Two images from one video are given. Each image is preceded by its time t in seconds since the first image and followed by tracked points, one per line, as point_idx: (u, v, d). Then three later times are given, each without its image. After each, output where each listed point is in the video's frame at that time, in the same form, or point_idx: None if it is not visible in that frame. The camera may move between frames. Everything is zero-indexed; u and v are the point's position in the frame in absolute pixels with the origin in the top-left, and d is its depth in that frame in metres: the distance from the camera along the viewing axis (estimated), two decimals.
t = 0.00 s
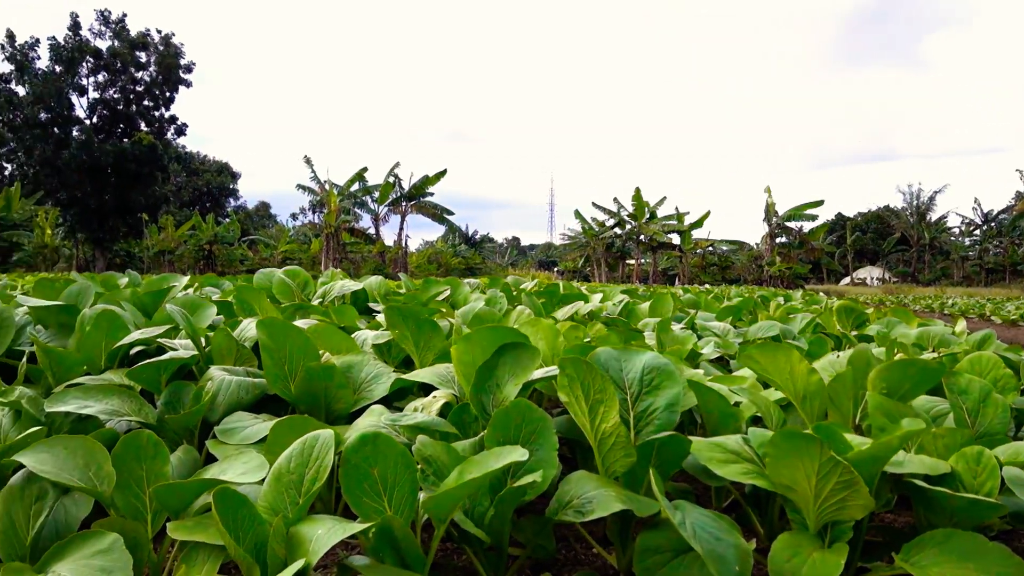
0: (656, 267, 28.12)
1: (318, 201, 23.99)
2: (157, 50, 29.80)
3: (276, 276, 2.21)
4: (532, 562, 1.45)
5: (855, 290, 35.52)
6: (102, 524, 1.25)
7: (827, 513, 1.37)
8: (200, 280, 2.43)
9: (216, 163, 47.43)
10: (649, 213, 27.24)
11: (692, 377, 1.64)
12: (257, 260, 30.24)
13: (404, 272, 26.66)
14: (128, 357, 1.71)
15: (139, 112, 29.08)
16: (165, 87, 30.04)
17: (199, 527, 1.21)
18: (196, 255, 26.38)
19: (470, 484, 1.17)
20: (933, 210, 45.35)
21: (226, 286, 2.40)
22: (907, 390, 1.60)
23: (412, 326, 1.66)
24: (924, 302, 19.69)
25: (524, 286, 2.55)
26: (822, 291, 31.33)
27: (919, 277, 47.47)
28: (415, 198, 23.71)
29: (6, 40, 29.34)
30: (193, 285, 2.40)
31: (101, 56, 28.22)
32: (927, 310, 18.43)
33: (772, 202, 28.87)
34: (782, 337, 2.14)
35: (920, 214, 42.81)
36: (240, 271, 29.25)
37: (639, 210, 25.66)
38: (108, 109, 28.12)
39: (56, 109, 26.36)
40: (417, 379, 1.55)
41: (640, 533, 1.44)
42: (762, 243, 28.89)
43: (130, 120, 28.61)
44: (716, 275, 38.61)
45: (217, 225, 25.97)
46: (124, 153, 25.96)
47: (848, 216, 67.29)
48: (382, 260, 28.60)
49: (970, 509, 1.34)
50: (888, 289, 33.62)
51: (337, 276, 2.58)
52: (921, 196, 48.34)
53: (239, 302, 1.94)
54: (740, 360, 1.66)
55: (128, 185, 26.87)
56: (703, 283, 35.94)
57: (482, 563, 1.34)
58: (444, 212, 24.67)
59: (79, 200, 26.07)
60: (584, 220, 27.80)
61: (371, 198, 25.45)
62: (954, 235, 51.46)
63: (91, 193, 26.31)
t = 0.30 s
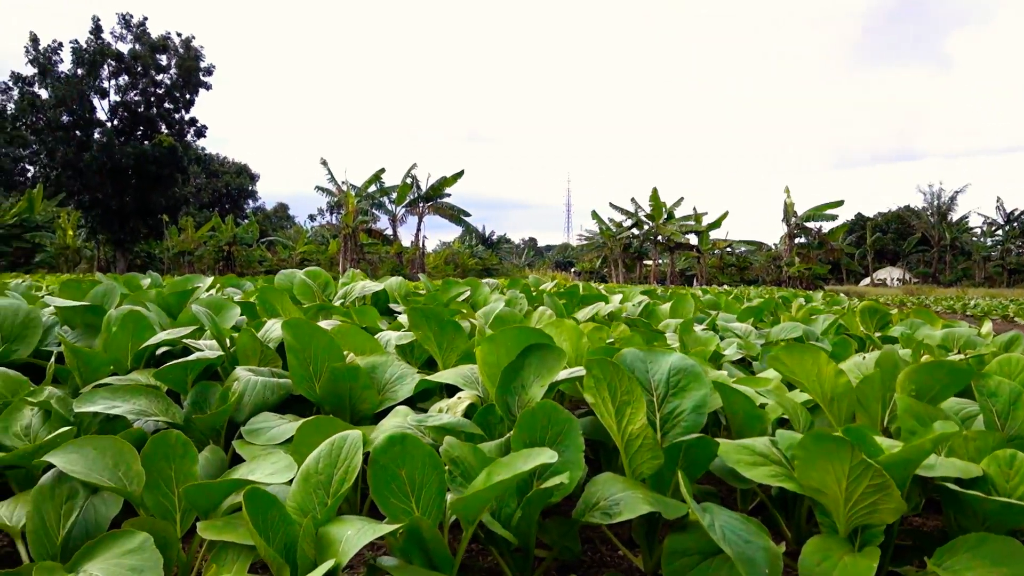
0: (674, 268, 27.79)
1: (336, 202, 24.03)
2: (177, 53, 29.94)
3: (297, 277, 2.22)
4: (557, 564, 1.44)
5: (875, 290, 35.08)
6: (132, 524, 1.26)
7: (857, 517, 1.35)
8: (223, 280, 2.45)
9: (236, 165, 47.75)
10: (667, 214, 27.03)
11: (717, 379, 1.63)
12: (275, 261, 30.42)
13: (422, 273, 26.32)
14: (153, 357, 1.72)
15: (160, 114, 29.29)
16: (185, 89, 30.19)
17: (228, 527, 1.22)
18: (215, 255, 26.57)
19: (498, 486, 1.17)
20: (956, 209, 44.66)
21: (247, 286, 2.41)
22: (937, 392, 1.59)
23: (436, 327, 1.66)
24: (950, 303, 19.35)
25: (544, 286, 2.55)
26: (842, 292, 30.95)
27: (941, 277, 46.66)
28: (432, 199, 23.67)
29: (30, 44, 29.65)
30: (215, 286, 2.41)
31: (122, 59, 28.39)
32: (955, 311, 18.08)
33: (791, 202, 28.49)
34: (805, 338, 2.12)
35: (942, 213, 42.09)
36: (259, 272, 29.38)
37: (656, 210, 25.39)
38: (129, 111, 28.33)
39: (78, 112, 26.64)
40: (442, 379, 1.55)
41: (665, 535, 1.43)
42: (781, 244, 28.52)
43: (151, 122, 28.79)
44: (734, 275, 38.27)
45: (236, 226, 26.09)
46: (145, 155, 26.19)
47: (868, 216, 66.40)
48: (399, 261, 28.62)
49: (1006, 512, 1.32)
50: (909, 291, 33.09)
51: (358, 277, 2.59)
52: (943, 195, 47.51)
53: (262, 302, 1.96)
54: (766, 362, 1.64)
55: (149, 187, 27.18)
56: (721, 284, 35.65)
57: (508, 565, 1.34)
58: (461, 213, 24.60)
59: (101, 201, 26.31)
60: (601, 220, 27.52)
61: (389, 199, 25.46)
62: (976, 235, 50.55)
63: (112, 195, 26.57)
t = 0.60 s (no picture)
0: (694, 268, 27.41)
1: (355, 203, 24.04)
2: (199, 55, 30.06)
3: (320, 277, 2.23)
4: (586, 566, 1.43)
5: (897, 290, 34.58)
6: (166, 522, 1.27)
7: (891, 520, 1.33)
8: (246, 281, 2.47)
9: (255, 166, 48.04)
10: (686, 214, 26.79)
11: (744, 380, 1.62)
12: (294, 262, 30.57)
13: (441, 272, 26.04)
14: (181, 357, 1.74)
15: (181, 116, 29.44)
16: (207, 91, 30.36)
17: (260, 527, 1.23)
18: (236, 256, 26.77)
19: (530, 487, 1.17)
20: (979, 208, 43.89)
21: (271, 287, 2.43)
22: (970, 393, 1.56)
23: (461, 328, 1.66)
24: (981, 304, 18.96)
25: (565, 286, 2.55)
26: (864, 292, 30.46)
27: (965, 277, 45.87)
28: (451, 200, 23.63)
29: (54, 47, 29.93)
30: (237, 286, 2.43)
31: (145, 61, 28.55)
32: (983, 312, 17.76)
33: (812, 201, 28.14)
34: (830, 339, 2.10)
35: (965, 213, 41.39)
36: (278, 273, 29.50)
37: (674, 210, 25.05)
38: (151, 113, 28.48)
39: (101, 114, 26.89)
40: (469, 379, 1.55)
41: (696, 537, 1.42)
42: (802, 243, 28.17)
43: (173, 124, 28.96)
44: (754, 276, 37.84)
45: (256, 226, 26.17)
46: (166, 156, 26.30)
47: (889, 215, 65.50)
48: (418, 261, 28.53)
49: None
50: (932, 291, 32.59)
51: (379, 278, 2.60)
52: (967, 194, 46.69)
53: (287, 303, 1.97)
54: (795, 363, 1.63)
55: (170, 187, 27.21)
56: (741, 284, 35.31)
57: (538, 565, 1.33)
58: (480, 214, 24.53)
59: (124, 202, 26.43)
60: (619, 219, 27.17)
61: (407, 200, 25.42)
62: (1001, 235, 49.65)
63: (135, 196, 26.65)
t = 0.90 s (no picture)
0: (711, 268, 27.09)
1: (371, 203, 24.02)
2: (218, 57, 30.21)
3: (340, 277, 2.23)
4: (612, 568, 1.43)
5: (917, 290, 34.18)
6: (197, 523, 1.28)
7: (923, 526, 1.32)
8: (268, 281, 2.48)
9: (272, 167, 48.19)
10: (704, 213, 26.57)
11: (772, 381, 1.61)
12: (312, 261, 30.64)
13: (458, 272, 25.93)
14: (207, 358, 1.75)
15: (201, 117, 29.50)
16: (225, 92, 30.48)
17: (291, 529, 1.24)
18: (254, 256, 26.88)
19: (561, 491, 1.16)
20: (1002, 206, 43.14)
21: (293, 287, 2.44)
22: (1002, 395, 1.55)
23: (486, 329, 1.66)
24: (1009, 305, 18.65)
25: (585, 286, 2.54)
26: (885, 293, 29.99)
27: (986, 277, 45.19)
28: (468, 200, 23.60)
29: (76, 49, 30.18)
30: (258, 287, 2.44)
31: (165, 62, 28.65)
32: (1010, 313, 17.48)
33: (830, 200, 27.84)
34: (853, 340, 2.09)
35: (987, 211, 40.78)
36: (296, 272, 29.57)
37: (692, 209, 24.76)
38: (171, 114, 28.53)
39: (122, 115, 26.71)
40: (493, 382, 1.56)
41: (723, 541, 1.42)
42: (820, 243, 27.89)
43: (193, 125, 29.02)
44: (772, 275, 37.45)
45: (275, 227, 26.25)
46: (186, 157, 26.33)
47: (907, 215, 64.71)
48: (435, 261, 28.45)
49: None
50: (952, 291, 32.15)
51: (398, 278, 2.60)
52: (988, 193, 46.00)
53: (309, 304, 1.98)
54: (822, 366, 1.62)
55: (190, 188, 27.16)
56: (759, 284, 34.94)
57: (564, 568, 1.33)
58: (497, 213, 24.49)
59: (144, 203, 26.44)
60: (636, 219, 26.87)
61: (424, 200, 25.37)
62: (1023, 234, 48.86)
63: (155, 197, 26.62)
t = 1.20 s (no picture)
0: (735, 268, 26.22)
1: (395, 204, 23.97)
2: (244, 60, 30.37)
3: (369, 278, 2.25)
4: (646, 570, 1.42)
5: (946, 291, 33.44)
6: (236, 522, 1.29)
7: (965, 530, 1.30)
8: (295, 282, 2.50)
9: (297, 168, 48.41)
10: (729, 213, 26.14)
11: (807, 384, 1.59)
12: (335, 262, 30.73)
13: (481, 273, 25.72)
14: (240, 358, 1.77)
15: (227, 119, 29.56)
16: (251, 95, 30.62)
17: (328, 528, 1.25)
18: (279, 257, 27.02)
19: (597, 494, 1.16)
20: None
21: (321, 288, 2.47)
22: None
23: (517, 331, 1.66)
24: None
25: (612, 288, 2.53)
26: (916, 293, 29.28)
27: (1018, 277, 44.12)
28: (491, 200, 23.46)
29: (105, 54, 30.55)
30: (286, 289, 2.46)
31: (192, 65, 28.81)
32: None
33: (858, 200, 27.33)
34: (884, 342, 2.06)
35: (1019, 210, 39.82)
36: (320, 273, 29.68)
37: (716, 209, 24.25)
38: (198, 117, 28.54)
39: (149, 118, 26.93)
40: (525, 383, 1.55)
41: (758, 544, 1.41)
42: (847, 243, 27.43)
43: (220, 127, 29.03)
44: (798, 276, 36.83)
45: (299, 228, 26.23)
46: (213, 159, 26.21)
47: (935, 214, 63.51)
48: (458, 262, 28.31)
49: None
50: (984, 292, 31.44)
51: (426, 279, 2.61)
52: (1021, 191, 44.88)
53: (339, 305, 1.99)
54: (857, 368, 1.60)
55: (217, 190, 26.99)
56: (785, 284, 34.39)
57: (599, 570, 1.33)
58: (520, 214, 24.36)
59: (172, 205, 26.37)
60: (660, 218, 26.37)
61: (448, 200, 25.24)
62: None
63: (182, 199, 26.47)
